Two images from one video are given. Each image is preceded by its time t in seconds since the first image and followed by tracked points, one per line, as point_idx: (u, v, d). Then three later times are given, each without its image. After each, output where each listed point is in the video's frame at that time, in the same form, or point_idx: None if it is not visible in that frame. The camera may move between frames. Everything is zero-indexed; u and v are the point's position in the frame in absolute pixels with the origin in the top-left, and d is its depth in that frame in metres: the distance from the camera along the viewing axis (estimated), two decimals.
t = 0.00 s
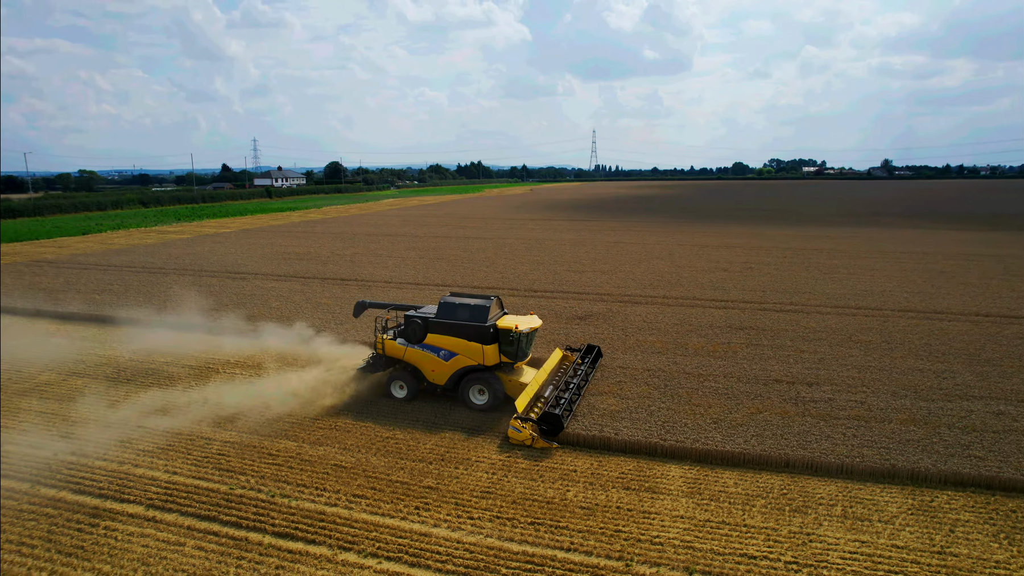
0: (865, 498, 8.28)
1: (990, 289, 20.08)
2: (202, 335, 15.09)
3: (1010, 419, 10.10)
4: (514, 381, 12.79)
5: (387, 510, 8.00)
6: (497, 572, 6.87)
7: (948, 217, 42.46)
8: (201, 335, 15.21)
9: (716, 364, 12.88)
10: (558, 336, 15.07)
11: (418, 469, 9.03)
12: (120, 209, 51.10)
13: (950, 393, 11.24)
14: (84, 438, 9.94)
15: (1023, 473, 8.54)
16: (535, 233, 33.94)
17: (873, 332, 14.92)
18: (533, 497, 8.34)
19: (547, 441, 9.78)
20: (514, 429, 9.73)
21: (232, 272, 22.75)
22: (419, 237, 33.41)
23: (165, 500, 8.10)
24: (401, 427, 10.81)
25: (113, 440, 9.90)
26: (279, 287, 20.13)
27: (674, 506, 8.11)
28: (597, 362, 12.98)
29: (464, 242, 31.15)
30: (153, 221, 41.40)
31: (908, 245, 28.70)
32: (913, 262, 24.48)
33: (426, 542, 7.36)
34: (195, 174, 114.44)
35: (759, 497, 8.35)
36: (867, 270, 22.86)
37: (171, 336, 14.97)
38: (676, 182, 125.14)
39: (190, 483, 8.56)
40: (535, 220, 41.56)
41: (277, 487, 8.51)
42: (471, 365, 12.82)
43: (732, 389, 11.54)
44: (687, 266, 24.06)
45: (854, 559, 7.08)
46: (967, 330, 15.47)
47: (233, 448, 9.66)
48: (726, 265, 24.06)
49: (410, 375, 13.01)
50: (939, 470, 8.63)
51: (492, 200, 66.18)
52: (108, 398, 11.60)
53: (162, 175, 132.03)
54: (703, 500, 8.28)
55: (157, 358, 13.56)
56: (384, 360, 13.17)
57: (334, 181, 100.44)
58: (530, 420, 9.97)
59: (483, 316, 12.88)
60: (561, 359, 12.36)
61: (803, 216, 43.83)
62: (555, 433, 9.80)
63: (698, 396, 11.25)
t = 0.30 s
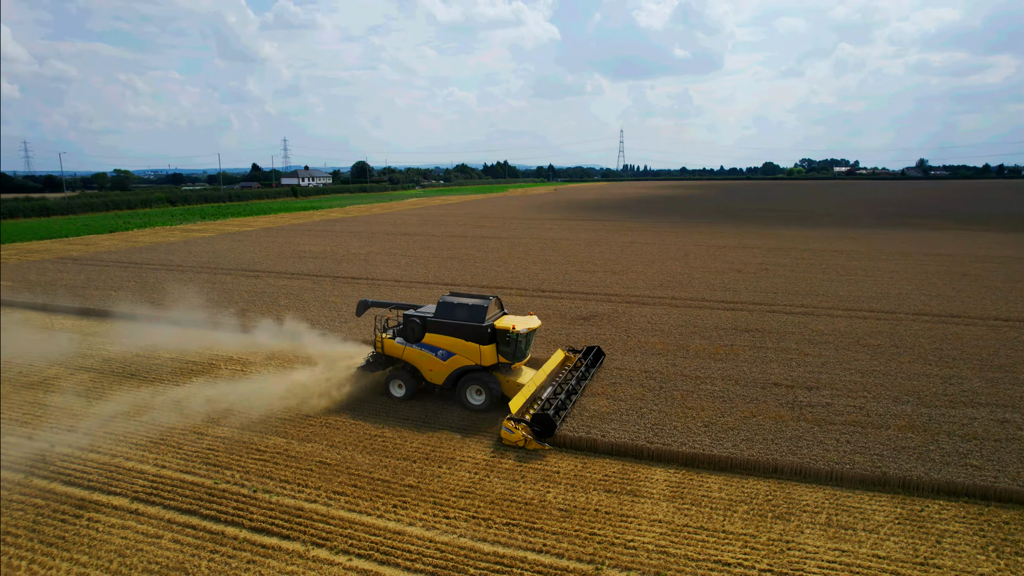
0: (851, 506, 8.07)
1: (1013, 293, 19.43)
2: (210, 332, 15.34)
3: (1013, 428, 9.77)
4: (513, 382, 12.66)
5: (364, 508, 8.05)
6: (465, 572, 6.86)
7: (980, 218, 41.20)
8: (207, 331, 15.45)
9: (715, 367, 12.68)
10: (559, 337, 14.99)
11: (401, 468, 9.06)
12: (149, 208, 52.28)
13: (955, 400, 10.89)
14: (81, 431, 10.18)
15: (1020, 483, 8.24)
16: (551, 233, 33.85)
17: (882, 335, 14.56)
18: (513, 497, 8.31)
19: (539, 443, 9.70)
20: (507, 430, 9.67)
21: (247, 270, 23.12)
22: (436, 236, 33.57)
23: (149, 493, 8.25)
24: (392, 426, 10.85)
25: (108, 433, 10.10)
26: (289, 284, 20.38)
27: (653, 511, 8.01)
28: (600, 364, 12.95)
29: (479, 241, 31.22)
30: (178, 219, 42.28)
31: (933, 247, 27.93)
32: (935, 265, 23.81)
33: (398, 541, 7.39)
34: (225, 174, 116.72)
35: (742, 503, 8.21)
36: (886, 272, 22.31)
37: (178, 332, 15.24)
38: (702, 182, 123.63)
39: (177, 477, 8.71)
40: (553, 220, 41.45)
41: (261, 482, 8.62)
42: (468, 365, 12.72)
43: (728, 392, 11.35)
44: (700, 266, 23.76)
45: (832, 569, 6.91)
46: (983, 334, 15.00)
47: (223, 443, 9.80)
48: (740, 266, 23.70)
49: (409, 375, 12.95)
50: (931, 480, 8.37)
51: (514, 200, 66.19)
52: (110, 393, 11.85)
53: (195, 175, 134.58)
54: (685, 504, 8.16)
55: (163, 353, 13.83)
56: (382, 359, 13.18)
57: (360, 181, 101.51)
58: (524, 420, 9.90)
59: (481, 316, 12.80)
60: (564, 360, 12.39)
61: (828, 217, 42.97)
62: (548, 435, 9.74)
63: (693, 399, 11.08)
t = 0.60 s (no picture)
0: (836, 514, 7.87)
1: None
2: (217, 329, 15.58)
3: (1016, 436, 9.43)
4: (511, 383, 12.55)
5: (343, 505, 8.09)
6: (433, 572, 6.85)
7: (1013, 220, 39.92)
8: (214, 328, 15.68)
9: (715, 369, 12.47)
10: (561, 338, 14.90)
11: (385, 466, 9.09)
12: (176, 207, 53.38)
13: (959, 406, 10.55)
14: (80, 423, 10.41)
15: (1016, 494, 7.94)
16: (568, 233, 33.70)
17: (892, 340, 14.19)
18: (491, 498, 8.28)
19: (532, 444, 9.63)
20: (500, 431, 9.62)
21: (261, 268, 23.47)
22: (452, 236, 33.66)
23: (135, 487, 8.40)
24: (383, 424, 10.88)
25: (105, 426, 10.31)
26: (300, 282, 20.63)
27: (631, 515, 7.91)
28: (602, 365, 12.84)
29: (495, 241, 31.25)
30: (203, 218, 43.17)
31: (959, 249, 27.13)
32: (959, 267, 23.13)
33: (371, 539, 7.41)
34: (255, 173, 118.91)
35: (724, 508, 8.05)
36: (906, 275, 21.73)
37: (186, 329, 15.50)
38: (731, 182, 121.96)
39: (164, 471, 8.86)
40: (571, 220, 41.27)
41: (245, 477, 8.72)
42: (465, 366, 12.61)
43: (724, 395, 11.14)
44: (714, 267, 23.43)
45: None
46: (999, 339, 14.52)
47: (214, 438, 9.94)
48: (755, 267, 23.31)
49: (407, 374, 12.89)
50: (922, 488, 8.12)
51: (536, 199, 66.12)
52: (113, 388, 12.10)
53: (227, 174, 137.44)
54: (665, 508, 8.04)
55: (170, 349, 14.10)
56: (381, 357, 13.19)
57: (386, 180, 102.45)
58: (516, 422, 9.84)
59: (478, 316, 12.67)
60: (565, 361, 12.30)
61: (854, 218, 42.06)
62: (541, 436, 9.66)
63: (688, 402, 10.91)
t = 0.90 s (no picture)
0: (819, 522, 7.68)
1: None
2: (225, 326, 15.83)
3: (1017, 445, 9.10)
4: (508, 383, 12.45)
5: (323, 502, 8.14)
6: (401, 571, 6.87)
7: None
8: (222, 326, 15.92)
9: (714, 372, 12.27)
10: (562, 338, 14.82)
11: (368, 464, 9.14)
12: (204, 205, 54.42)
13: (962, 413, 10.23)
14: (79, 416, 10.65)
15: (1010, 504, 7.65)
16: (585, 234, 33.54)
17: (901, 344, 13.81)
18: (470, 498, 8.27)
19: (524, 446, 9.60)
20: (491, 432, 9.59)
21: (277, 266, 23.81)
22: (469, 235, 33.73)
23: (123, 480, 8.57)
24: (375, 423, 10.91)
25: (103, 420, 10.51)
26: (312, 281, 20.87)
27: (609, 518, 7.82)
28: (603, 368, 12.75)
29: (510, 241, 31.28)
30: (229, 217, 44.00)
31: (986, 251, 26.32)
32: (983, 270, 22.44)
33: (345, 536, 7.45)
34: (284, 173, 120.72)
35: (705, 514, 7.92)
36: (926, 278, 21.16)
37: (195, 326, 15.79)
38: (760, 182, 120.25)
39: (153, 464, 9.03)
40: (590, 220, 41.04)
41: (230, 472, 8.84)
42: (463, 366, 12.49)
43: (719, 399, 10.95)
44: (728, 268, 23.10)
45: None
46: (1015, 344, 14.05)
47: (207, 433, 10.07)
48: (771, 268, 22.91)
49: (405, 373, 12.84)
50: (911, 497, 7.89)
51: (559, 199, 65.94)
52: (116, 382, 12.34)
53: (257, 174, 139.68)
54: (643, 512, 7.94)
55: (178, 345, 14.38)
56: (379, 356, 13.21)
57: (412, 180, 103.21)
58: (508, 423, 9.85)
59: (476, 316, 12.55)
60: (566, 363, 12.25)
61: (881, 219, 41.11)
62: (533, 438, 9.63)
63: (681, 405, 10.75)
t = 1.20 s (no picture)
0: (800, 529, 7.51)
1: None
2: (233, 323, 16.09)
3: (1017, 455, 8.78)
4: (506, 384, 12.31)
5: (303, 499, 8.22)
6: (370, 569, 6.90)
7: None
8: (229, 323, 16.18)
9: (712, 375, 12.08)
10: (562, 338, 14.74)
11: (353, 461, 9.20)
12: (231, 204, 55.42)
13: (964, 421, 9.92)
14: (80, 409, 10.93)
15: (1001, 516, 7.39)
16: (602, 234, 33.36)
17: (910, 348, 13.45)
18: (449, 497, 8.27)
19: (515, 449, 9.54)
20: (483, 433, 9.56)
21: (292, 264, 24.15)
22: (485, 235, 33.80)
23: (113, 472, 8.77)
24: (368, 421, 10.99)
25: (101, 413, 10.75)
26: (324, 279, 21.11)
27: (585, 521, 7.76)
28: (606, 370, 12.62)
29: (526, 240, 31.26)
30: (253, 216, 44.75)
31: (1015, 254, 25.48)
32: (1009, 273, 21.73)
33: (320, 533, 7.51)
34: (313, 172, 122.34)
35: (684, 519, 7.81)
36: (947, 281, 20.57)
37: (205, 323, 16.09)
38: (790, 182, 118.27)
39: (144, 458, 9.22)
40: (608, 220, 40.78)
41: (217, 466, 8.98)
42: (460, 366, 12.42)
43: (713, 402, 10.79)
44: (743, 269, 22.75)
45: None
46: None
47: (200, 428, 10.23)
48: (786, 269, 22.50)
49: (403, 373, 12.83)
50: (897, 506, 7.66)
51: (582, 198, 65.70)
52: (120, 377, 12.63)
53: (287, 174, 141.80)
54: (621, 516, 7.86)
55: (185, 341, 14.67)
56: (377, 355, 13.26)
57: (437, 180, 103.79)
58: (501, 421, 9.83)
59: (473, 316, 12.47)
60: (566, 364, 11.99)
61: (909, 220, 40.08)
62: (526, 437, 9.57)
63: (673, 407, 10.61)
